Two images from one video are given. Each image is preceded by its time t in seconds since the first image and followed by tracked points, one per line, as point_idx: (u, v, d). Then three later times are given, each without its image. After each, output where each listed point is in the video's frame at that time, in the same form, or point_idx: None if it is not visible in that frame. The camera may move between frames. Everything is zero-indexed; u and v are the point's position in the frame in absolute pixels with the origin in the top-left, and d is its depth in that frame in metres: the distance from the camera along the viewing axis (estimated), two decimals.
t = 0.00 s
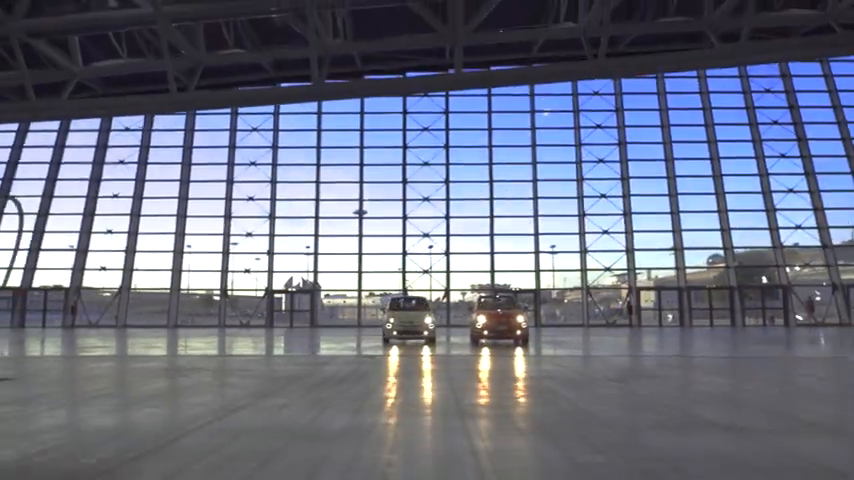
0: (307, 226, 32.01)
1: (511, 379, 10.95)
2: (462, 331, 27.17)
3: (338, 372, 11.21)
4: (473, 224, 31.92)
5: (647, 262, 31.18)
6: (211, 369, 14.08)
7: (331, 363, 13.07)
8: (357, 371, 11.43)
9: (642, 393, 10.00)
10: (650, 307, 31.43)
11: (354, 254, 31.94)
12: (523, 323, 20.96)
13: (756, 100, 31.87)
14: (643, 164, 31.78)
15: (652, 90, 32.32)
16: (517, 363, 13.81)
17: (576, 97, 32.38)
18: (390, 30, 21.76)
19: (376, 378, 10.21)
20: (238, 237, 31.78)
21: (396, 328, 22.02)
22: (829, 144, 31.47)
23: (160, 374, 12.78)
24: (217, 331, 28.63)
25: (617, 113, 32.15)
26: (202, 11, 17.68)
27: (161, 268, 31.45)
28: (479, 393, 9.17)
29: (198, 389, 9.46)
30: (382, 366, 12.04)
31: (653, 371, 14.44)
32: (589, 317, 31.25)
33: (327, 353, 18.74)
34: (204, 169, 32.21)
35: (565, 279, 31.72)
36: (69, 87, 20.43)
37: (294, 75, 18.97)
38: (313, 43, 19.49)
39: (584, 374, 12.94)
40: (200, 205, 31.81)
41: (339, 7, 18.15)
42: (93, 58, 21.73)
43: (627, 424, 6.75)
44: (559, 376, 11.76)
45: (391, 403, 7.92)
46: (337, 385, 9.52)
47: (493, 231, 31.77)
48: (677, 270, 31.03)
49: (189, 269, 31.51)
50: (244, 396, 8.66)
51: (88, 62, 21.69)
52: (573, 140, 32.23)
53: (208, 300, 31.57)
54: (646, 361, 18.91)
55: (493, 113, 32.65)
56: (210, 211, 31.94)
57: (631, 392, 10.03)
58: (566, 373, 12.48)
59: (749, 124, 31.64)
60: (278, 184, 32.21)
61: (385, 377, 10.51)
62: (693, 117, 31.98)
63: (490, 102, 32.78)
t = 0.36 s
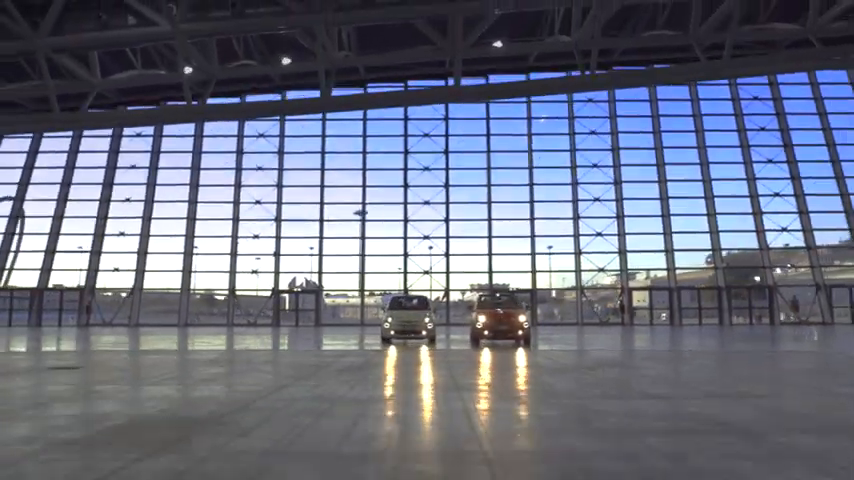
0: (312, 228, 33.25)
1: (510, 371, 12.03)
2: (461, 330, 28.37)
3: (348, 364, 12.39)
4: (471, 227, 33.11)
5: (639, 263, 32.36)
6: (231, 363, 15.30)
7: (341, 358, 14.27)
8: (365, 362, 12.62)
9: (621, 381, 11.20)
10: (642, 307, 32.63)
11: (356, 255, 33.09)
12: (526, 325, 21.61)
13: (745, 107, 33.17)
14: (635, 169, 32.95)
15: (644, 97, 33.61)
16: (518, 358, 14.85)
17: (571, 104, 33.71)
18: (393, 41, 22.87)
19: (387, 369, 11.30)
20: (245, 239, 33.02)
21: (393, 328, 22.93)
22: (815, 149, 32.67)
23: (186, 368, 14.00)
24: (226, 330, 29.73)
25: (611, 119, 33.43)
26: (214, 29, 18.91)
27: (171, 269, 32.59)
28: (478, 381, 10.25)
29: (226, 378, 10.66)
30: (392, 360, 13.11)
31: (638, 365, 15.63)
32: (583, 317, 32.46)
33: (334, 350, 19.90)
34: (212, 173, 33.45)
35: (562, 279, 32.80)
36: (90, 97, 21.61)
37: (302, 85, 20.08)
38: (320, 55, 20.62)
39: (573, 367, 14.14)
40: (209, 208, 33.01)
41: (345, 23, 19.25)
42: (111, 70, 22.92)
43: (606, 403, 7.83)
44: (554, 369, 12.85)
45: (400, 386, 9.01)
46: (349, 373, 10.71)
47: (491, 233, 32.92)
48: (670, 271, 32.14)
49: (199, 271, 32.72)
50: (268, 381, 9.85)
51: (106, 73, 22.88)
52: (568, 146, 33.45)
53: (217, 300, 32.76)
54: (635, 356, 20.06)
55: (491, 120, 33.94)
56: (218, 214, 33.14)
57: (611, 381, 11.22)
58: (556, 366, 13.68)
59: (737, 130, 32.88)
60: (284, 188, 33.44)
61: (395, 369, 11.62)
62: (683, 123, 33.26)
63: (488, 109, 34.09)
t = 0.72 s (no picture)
0: (318, 230, 34.33)
1: (507, 365, 13.14)
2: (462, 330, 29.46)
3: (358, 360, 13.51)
4: (471, 229, 34.24)
5: (635, 264, 33.49)
6: (248, 359, 16.41)
7: (350, 355, 15.36)
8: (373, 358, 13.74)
9: (607, 374, 12.28)
10: (638, 306, 33.79)
11: (360, 257, 34.16)
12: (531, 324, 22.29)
13: (736, 112, 34.37)
14: (630, 173, 34.05)
15: (640, 103, 34.72)
16: (519, 355, 15.87)
17: (569, 110, 34.85)
18: (397, 51, 23.93)
19: (396, 364, 12.33)
20: (254, 241, 34.17)
21: (392, 328, 23.83)
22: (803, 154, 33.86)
23: (208, 363, 15.11)
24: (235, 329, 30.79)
25: (607, 124, 34.57)
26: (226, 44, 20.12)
27: (182, 270, 33.70)
28: (479, 373, 11.28)
29: (249, 372, 11.76)
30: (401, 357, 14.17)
31: (627, 360, 16.75)
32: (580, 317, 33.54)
33: (341, 347, 20.99)
34: (222, 177, 34.58)
35: (560, 280, 33.90)
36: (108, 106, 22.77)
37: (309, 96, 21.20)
38: (327, 66, 21.68)
39: (565, 362, 15.25)
40: (218, 212, 34.13)
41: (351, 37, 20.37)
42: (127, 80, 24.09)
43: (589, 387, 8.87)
44: (550, 364, 13.87)
45: (406, 376, 10.11)
46: (361, 366, 11.82)
47: (491, 235, 34.02)
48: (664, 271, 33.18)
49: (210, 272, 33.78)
50: (289, 373, 10.99)
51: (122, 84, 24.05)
52: (565, 150, 34.55)
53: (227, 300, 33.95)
54: (628, 352, 21.14)
55: (491, 125, 35.05)
56: (227, 217, 34.25)
57: (598, 374, 12.30)
58: (550, 361, 14.77)
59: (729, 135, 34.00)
60: (291, 192, 34.56)
61: (403, 364, 12.64)
62: (677, 129, 34.36)
63: (488, 114, 35.24)
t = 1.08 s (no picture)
0: (322, 231, 35.39)
1: (503, 361, 14.27)
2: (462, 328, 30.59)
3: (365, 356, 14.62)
4: (471, 230, 35.34)
5: (629, 265, 34.66)
6: (261, 356, 17.48)
7: (357, 352, 16.48)
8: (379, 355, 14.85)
9: (594, 369, 13.38)
10: (630, 306, 35.01)
11: (363, 257, 35.26)
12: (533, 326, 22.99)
13: (727, 118, 35.57)
14: (624, 177, 35.22)
15: (633, 110, 35.90)
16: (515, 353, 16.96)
17: (565, 115, 36.01)
18: (399, 62, 25.03)
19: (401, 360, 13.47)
20: (260, 242, 35.29)
21: (388, 328, 24.19)
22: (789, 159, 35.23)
23: (225, 359, 16.19)
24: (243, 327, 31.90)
25: (602, 130, 35.73)
26: (238, 57, 21.36)
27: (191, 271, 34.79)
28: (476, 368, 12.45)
29: (266, 368, 12.84)
30: (406, 351, 15.24)
31: (616, 356, 17.87)
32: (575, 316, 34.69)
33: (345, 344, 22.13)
34: (229, 181, 35.69)
35: (557, 280, 35.01)
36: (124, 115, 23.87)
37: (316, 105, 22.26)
38: (333, 77, 22.76)
39: (557, 358, 16.37)
40: (226, 214, 35.25)
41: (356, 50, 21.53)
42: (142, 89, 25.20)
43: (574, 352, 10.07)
44: (544, 360, 14.97)
45: (411, 370, 11.24)
46: (369, 362, 12.93)
47: (489, 237, 35.14)
48: (656, 273, 34.34)
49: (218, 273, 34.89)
50: (304, 368, 12.09)
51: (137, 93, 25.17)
52: (562, 155, 35.70)
53: (234, 300, 35.07)
54: (619, 349, 22.26)
55: (490, 130, 36.19)
56: (234, 220, 35.36)
57: (586, 369, 13.40)
58: (543, 357, 15.88)
59: (720, 140, 35.18)
60: (296, 195, 35.67)
61: (407, 360, 13.77)
62: (669, 134, 35.51)
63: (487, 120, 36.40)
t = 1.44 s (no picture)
0: (329, 233, 37.73)
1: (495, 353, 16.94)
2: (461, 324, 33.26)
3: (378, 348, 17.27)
4: (468, 233, 37.81)
5: (617, 265, 37.19)
6: (286, 348, 20.08)
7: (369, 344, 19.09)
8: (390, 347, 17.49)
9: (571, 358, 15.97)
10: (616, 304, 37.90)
11: (369, 259, 37.66)
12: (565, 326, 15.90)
13: (707, 129, 38.43)
14: (611, 183, 37.89)
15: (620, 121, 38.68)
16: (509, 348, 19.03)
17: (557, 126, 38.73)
18: (404, 83, 27.59)
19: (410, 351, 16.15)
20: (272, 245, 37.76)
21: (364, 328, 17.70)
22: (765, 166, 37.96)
23: (257, 351, 18.78)
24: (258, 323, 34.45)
25: (591, 140, 38.42)
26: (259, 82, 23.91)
27: (210, 271, 37.36)
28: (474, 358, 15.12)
29: (298, 358, 15.43)
30: (414, 344, 18.01)
31: (595, 346, 20.63)
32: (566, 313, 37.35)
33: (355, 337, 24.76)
34: (244, 187, 38.21)
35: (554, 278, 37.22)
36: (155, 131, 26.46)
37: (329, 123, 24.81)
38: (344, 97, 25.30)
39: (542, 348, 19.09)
40: (241, 218, 37.71)
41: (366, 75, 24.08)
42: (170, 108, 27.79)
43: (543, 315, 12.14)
44: (530, 351, 17.58)
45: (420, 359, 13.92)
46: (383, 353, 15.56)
47: (486, 239, 37.67)
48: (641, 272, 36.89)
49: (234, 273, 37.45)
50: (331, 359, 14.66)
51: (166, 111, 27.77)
52: (554, 164, 38.31)
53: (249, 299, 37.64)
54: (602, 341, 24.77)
55: (487, 140, 38.83)
56: (248, 223, 37.78)
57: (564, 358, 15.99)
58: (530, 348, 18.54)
59: (700, 150, 38.04)
60: (305, 200, 38.00)
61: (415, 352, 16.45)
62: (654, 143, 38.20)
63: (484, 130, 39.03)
